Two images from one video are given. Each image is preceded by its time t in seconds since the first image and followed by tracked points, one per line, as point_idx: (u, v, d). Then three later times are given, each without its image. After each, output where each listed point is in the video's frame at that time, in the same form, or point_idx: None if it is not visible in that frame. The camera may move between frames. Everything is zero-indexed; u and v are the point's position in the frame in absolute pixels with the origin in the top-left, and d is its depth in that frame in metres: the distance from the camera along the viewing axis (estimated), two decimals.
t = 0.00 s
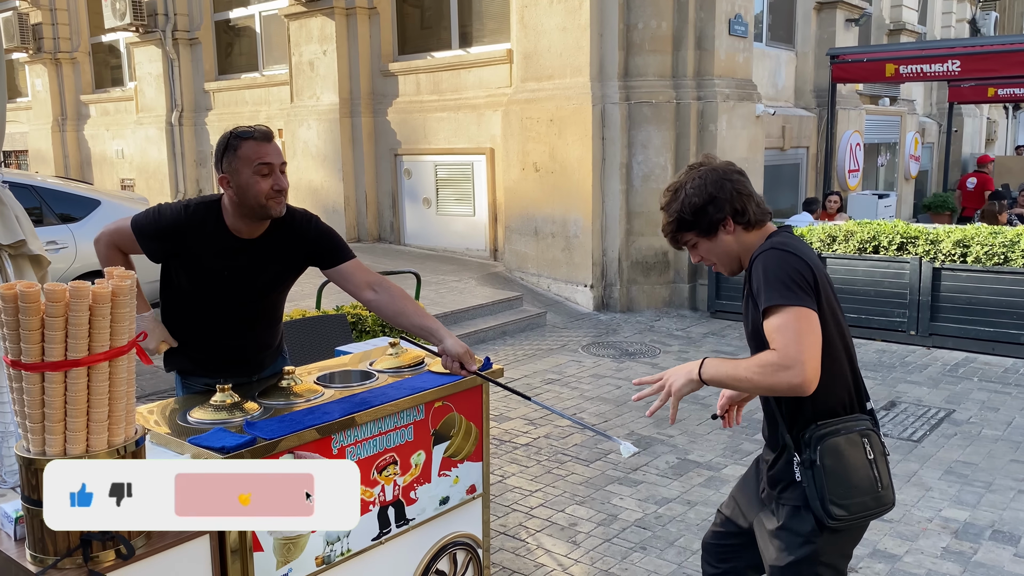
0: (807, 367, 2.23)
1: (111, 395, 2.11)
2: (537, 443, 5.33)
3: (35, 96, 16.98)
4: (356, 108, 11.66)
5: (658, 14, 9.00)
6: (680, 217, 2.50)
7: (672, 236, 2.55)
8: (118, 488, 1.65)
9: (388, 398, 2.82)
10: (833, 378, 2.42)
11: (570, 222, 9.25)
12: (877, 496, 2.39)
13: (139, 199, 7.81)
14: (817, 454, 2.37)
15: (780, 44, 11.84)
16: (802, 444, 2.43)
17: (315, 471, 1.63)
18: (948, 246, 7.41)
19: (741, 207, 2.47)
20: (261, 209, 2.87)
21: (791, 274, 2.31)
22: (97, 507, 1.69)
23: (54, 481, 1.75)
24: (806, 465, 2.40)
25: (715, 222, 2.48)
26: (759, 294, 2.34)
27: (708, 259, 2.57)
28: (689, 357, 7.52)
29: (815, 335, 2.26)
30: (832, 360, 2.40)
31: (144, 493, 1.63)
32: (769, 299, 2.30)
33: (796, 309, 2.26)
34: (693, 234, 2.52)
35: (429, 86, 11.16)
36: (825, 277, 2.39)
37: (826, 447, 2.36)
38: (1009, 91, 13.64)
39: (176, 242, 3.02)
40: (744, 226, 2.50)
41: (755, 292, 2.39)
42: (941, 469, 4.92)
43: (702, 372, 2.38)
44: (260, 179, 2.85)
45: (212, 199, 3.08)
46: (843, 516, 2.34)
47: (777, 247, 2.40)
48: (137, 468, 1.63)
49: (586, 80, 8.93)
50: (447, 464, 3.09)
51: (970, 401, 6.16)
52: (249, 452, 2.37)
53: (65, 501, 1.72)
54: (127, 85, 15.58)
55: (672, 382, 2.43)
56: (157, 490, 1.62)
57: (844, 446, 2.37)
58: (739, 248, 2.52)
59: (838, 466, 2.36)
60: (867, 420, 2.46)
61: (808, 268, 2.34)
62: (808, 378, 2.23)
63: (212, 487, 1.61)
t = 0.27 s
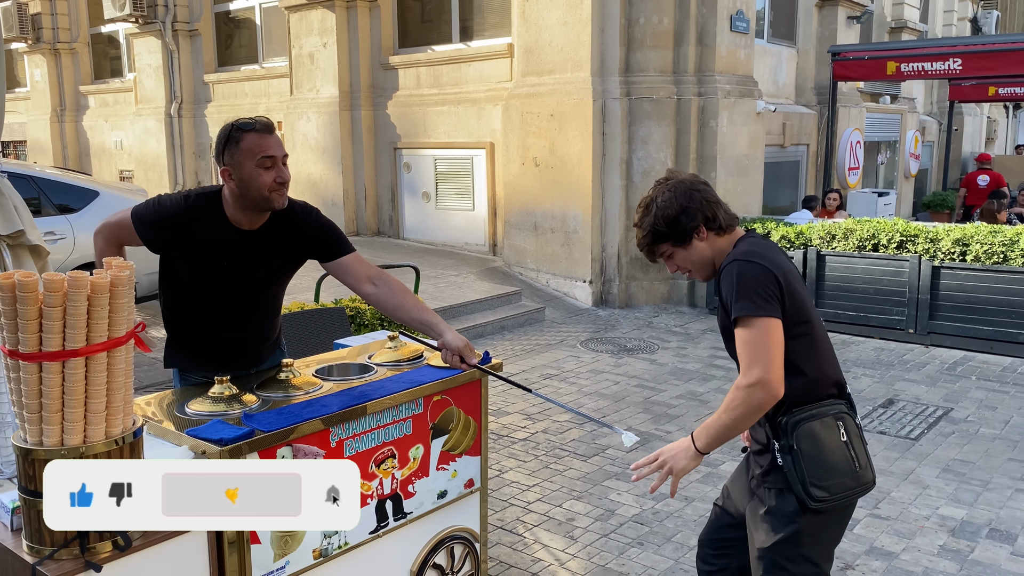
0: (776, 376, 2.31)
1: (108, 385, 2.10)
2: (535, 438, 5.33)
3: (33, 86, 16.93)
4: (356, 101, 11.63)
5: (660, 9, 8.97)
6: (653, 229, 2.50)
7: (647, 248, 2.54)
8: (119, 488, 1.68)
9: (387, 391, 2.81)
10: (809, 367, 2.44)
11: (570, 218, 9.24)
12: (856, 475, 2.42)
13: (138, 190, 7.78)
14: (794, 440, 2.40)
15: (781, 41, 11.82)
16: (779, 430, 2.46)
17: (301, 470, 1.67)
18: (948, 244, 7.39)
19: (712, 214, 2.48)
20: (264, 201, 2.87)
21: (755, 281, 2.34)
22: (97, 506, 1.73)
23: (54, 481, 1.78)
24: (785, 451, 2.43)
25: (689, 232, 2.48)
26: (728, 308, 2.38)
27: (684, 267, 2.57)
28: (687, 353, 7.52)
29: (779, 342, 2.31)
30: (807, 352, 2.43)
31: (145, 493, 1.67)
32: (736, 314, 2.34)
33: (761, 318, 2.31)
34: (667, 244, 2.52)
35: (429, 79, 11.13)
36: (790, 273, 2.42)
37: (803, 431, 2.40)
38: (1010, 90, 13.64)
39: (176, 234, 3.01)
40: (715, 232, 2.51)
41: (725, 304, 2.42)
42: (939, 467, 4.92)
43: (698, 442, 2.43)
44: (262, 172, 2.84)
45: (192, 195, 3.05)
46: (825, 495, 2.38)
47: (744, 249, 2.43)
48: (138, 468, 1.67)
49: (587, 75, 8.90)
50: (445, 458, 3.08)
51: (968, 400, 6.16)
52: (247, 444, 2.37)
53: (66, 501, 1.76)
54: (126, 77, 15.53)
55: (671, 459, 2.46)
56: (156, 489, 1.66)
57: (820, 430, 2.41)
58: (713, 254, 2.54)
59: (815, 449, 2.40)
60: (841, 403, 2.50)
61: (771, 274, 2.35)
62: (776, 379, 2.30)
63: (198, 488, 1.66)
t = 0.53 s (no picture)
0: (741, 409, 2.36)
1: (106, 373, 2.10)
2: (532, 430, 5.33)
3: (31, 74, 16.85)
4: (355, 93, 11.59)
5: (661, 3, 8.94)
6: (647, 230, 2.47)
7: (639, 248, 2.51)
8: (119, 488, 1.88)
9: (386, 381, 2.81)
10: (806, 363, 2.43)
11: (569, 211, 9.22)
12: (858, 467, 2.40)
13: (135, 180, 7.75)
14: (795, 431, 2.39)
15: (782, 36, 11.79)
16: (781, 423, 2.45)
17: (301, 471, 1.94)
18: (947, 241, 7.40)
19: (705, 218, 2.46)
20: (267, 195, 2.87)
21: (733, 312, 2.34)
22: (96, 506, 1.91)
23: (53, 482, 1.93)
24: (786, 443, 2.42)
25: (681, 235, 2.46)
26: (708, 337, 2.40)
27: (675, 270, 2.54)
28: (684, 348, 7.53)
29: (750, 378, 2.35)
30: (802, 353, 2.42)
31: (144, 493, 1.88)
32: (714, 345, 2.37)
33: (736, 354, 2.33)
34: (659, 245, 2.49)
35: (429, 71, 11.10)
36: (777, 290, 2.38)
37: (803, 423, 2.38)
38: (1010, 87, 13.63)
39: (175, 222, 2.99)
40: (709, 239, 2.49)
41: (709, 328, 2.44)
42: (935, 464, 4.93)
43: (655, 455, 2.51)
44: (270, 170, 2.82)
45: (185, 182, 3.03)
46: (826, 488, 2.36)
47: (729, 276, 2.39)
48: (137, 469, 1.87)
49: (587, 68, 8.87)
50: (443, 450, 3.08)
51: (965, 396, 6.18)
52: (244, 433, 2.36)
53: (65, 501, 1.92)
54: (125, 66, 15.47)
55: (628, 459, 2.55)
56: (158, 491, 1.87)
57: (821, 422, 2.39)
58: (704, 260, 2.51)
59: (816, 441, 2.38)
60: (842, 395, 2.48)
61: (751, 310, 2.34)
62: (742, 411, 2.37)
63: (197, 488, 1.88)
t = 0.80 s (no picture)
0: (725, 424, 2.34)
1: (103, 361, 2.09)
2: (529, 423, 5.33)
3: (28, 62, 16.77)
4: (354, 83, 11.55)
5: None
6: (672, 234, 2.45)
7: (665, 252, 2.49)
8: (120, 488, 1.96)
9: (383, 372, 2.80)
10: (831, 383, 2.38)
11: (567, 204, 9.20)
12: (886, 490, 2.32)
13: (133, 169, 7.72)
14: (820, 452, 2.35)
15: (782, 31, 11.76)
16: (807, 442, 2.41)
17: (300, 472, 2.11)
18: (944, 237, 7.40)
19: (735, 222, 2.42)
20: (265, 172, 2.84)
21: (751, 333, 2.30)
22: (96, 506, 1.96)
23: (53, 482, 1.95)
24: (812, 463, 2.38)
25: (708, 240, 2.42)
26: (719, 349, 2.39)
27: (701, 273, 2.51)
28: (682, 342, 7.54)
29: (745, 398, 2.32)
30: (826, 372, 2.37)
31: (145, 492, 1.98)
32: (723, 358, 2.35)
33: (742, 372, 2.30)
34: (685, 248, 2.46)
35: (428, 62, 11.06)
36: (805, 311, 2.33)
37: (830, 444, 2.34)
38: (1009, 84, 13.63)
39: (175, 210, 2.95)
40: (737, 243, 2.44)
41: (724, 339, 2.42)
42: (931, 459, 4.94)
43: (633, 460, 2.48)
44: (263, 143, 2.81)
45: (185, 171, 3.00)
46: (850, 510, 2.31)
47: (753, 295, 2.35)
48: (139, 470, 1.96)
49: (587, 61, 8.84)
50: (440, 441, 3.08)
51: (961, 392, 6.19)
52: (242, 423, 2.35)
53: (65, 500, 1.94)
54: (122, 55, 15.40)
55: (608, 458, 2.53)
56: (160, 491, 1.98)
57: (848, 444, 2.33)
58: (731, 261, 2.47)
59: (841, 462, 2.33)
60: (874, 415, 2.41)
61: (769, 330, 2.30)
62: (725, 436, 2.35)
63: (197, 488, 2.00)
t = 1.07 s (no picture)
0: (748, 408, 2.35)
1: (99, 351, 2.08)
2: (526, 416, 5.33)
3: (26, 52, 16.70)
4: (353, 75, 11.52)
5: None
6: (685, 219, 2.44)
7: (677, 237, 2.49)
8: (119, 488, 1.89)
9: (380, 363, 2.80)
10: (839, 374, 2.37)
11: (565, 197, 9.18)
12: (889, 483, 2.32)
13: (131, 159, 7.69)
14: (824, 444, 2.35)
15: (782, 25, 11.74)
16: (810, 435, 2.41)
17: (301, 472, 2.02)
18: (943, 233, 7.43)
19: (747, 204, 2.42)
20: (261, 165, 2.83)
21: (772, 312, 2.29)
22: (96, 507, 1.91)
23: (52, 482, 1.92)
24: (815, 455, 2.38)
25: (720, 223, 2.42)
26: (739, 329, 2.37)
27: (714, 259, 2.51)
28: (679, 336, 7.54)
29: (769, 377, 2.31)
30: (838, 362, 2.36)
31: (145, 493, 1.90)
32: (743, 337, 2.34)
33: (763, 350, 2.29)
34: (697, 234, 2.46)
35: (427, 54, 11.02)
36: (825, 290, 2.32)
37: (833, 437, 2.34)
38: (1009, 80, 13.62)
39: (170, 199, 2.94)
40: (751, 225, 2.44)
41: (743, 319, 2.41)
42: (927, 454, 4.95)
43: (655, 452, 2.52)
44: (263, 137, 2.80)
45: (182, 157, 3.00)
46: (853, 503, 2.32)
47: (772, 273, 2.34)
48: (139, 470, 1.89)
49: (586, 53, 8.82)
50: (437, 433, 3.08)
51: (958, 387, 6.20)
52: (239, 414, 2.35)
53: (65, 501, 1.91)
54: (120, 44, 15.33)
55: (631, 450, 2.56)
56: (160, 492, 1.90)
57: (852, 437, 2.33)
58: (742, 246, 2.47)
59: (844, 455, 2.33)
60: (878, 408, 2.40)
61: (793, 306, 2.28)
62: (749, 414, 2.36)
63: (198, 488, 1.92)
